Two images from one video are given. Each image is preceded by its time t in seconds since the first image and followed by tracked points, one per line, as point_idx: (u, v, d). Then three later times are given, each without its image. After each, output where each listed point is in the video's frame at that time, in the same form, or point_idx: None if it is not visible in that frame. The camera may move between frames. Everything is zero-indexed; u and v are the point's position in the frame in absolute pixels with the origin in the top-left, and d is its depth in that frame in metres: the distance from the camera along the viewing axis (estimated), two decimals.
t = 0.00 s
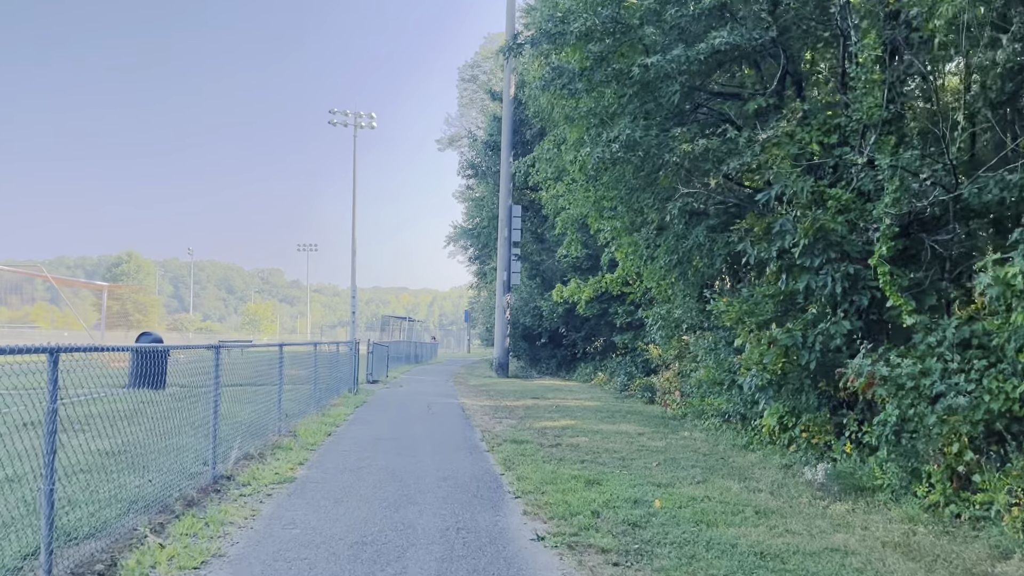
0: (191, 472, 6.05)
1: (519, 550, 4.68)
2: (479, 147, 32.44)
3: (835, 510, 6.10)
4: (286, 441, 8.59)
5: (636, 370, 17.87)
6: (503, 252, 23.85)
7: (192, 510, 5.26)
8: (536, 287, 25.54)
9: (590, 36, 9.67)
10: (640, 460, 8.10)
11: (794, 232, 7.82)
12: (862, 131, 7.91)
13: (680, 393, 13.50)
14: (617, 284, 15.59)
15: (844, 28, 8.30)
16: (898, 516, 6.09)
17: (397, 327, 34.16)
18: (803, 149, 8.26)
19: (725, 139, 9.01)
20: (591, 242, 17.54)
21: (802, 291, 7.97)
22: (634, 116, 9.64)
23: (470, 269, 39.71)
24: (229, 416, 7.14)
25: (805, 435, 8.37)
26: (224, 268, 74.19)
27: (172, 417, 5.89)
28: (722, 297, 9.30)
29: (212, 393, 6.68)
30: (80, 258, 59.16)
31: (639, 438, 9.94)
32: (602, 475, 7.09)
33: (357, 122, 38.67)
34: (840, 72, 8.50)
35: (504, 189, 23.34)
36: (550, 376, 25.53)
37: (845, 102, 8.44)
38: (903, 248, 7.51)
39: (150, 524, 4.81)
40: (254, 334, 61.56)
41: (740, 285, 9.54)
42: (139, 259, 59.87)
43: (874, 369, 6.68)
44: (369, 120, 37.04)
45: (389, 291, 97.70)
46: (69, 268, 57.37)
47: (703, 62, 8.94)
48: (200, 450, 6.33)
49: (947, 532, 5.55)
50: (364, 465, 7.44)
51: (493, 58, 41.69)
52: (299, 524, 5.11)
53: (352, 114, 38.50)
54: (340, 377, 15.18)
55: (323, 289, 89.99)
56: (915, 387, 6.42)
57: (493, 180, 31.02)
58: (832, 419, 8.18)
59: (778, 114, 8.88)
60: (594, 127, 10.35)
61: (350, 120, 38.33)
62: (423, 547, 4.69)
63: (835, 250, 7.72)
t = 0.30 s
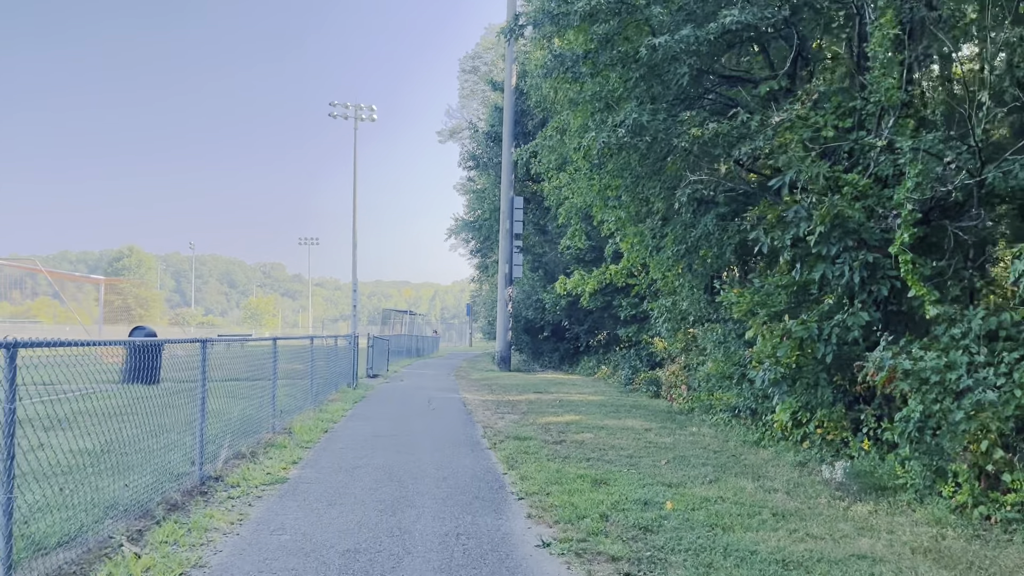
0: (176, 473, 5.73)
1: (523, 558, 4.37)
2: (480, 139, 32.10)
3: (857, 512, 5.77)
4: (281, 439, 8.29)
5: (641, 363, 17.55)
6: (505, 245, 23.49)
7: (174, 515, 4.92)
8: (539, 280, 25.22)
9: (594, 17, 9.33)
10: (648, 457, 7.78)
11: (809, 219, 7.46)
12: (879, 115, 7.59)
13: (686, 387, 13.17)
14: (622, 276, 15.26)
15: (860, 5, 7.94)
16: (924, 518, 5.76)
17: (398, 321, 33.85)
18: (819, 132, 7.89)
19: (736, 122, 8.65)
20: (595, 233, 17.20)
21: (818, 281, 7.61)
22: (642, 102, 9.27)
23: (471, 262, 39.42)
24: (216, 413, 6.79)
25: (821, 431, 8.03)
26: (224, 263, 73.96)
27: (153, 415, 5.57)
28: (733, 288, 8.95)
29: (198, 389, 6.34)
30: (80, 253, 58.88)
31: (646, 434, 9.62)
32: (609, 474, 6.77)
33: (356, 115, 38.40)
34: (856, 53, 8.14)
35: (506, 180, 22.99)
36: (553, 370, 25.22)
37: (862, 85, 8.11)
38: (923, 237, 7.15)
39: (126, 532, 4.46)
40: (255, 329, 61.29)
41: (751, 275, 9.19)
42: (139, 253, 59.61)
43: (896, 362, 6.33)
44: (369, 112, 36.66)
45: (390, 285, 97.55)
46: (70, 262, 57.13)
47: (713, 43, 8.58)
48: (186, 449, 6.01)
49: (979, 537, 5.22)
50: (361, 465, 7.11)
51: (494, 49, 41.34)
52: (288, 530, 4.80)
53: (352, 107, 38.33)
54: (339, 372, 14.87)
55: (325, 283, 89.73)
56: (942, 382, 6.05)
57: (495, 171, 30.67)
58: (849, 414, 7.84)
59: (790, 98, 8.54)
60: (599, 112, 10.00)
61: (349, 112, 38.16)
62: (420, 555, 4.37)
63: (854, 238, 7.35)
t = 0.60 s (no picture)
0: (162, 472, 5.42)
1: (532, 564, 4.07)
2: (481, 129, 31.73)
3: (884, 512, 5.46)
4: (277, 434, 7.99)
5: (646, 356, 17.24)
6: (507, 236, 23.15)
7: (159, 517, 4.62)
8: (541, 272, 24.90)
9: None
10: (659, 453, 7.47)
11: (827, 204, 7.13)
12: (899, 96, 7.26)
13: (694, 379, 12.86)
14: (627, 267, 14.93)
15: None
16: (954, 519, 5.44)
17: (399, 314, 33.56)
18: (836, 114, 7.56)
19: (749, 104, 8.33)
20: (599, 223, 16.88)
21: (836, 269, 7.29)
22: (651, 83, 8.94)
23: (472, 254, 39.09)
24: (207, 408, 6.49)
25: (839, 425, 7.71)
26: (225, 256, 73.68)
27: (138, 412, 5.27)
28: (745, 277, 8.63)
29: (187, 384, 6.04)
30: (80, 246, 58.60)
31: (655, 428, 9.31)
32: (619, 471, 6.46)
33: (355, 106, 38.04)
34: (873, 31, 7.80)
35: (508, 171, 22.65)
36: (556, 363, 24.93)
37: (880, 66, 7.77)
38: (948, 222, 6.83)
39: (103, 538, 4.13)
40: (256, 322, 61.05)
41: (764, 263, 8.87)
42: (140, 247, 59.32)
43: (922, 354, 6.01)
44: (369, 104, 36.27)
45: (392, 278, 97.28)
46: (70, 256, 56.85)
47: (725, 21, 8.26)
48: (174, 447, 5.71)
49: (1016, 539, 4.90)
50: (359, 462, 6.81)
51: (495, 39, 40.90)
52: (280, 534, 4.50)
53: (352, 98, 37.97)
54: (339, 365, 14.57)
55: (326, 277, 89.46)
56: (972, 374, 5.73)
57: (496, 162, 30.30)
58: (867, 407, 7.52)
59: (806, 79, 8.24)
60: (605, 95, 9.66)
61: (349, 103, 37.82)
62: (423, 561, 4.06)
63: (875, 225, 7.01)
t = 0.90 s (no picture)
0: (141, 474, 5.11)
1: None
2: (481, 118, 31.33)
3: (909, 514, 5.14)
4: (269, 431, 7.67)
5: (649, 347, 16.91)
6: (508, 225, 22.76)
7: (135, 525, 4.30)
8: (542, 262, 24.56)
9: None
10: (668, 450, 7.16)
11: (845, 189, 6.79)
12: (919, 76, 6.82)
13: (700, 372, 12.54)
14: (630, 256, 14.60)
15: None
16: (984, 522, 5.13)
17: (398, 305, 33.25)
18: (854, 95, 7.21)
19: (760, 86, 8.05)
20: (601, 212, 16.53)
21: (853, 257, 6.95)
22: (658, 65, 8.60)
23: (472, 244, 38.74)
24: (194, 405, 6.16)
25: (854, 421, 7.39)
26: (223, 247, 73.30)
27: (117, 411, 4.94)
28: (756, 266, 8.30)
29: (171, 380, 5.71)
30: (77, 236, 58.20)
31: (662, 423, 8.99)
32: (627, 470, 6.14)
33: (354, 94, 37.58)
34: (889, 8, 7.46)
35: (508, 159, 22.29)
36: (557, 354, 24.61)
37: (902, 45, 7.36)
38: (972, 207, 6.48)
39: (71, 551, 3.82)
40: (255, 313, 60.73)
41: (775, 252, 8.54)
42: (138, 237, 58.93)
43: (947, 346, 5.67)
44: (367, 92, 35.80)
45: (391, 269, 96.93)
46: (68, 246, 56.50)
47: None
48: (156, 447, 5.39)
49: None
50: (354, 460, 6.49)
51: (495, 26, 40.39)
52: (266, 542, 4.17)
53: (350, 87, 37.53)
54: (336, 357, 14.25)
55: (325, 267, 89.09)
56: (1001, 369, 5.40)
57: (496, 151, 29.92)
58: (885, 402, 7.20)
59: (821, 58, 7.89)
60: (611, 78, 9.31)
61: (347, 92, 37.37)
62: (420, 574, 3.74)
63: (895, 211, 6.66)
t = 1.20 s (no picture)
0: (114, 470, 4.76)
1: None
2: (478, 103, 30.90)
3: (934, 509, 4.82)
4: (256, 422, 7.34)
5: (650, 335, 16.59)
6: (505, 211, 22.30)
7: (103, 526, 3.96)
8: (540, 249, 24.21)
9: None
10: (674, 441, 6.83)
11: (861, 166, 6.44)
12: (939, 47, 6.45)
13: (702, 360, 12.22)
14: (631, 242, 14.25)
15: None
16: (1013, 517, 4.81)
17: (395, 293, 32.90)
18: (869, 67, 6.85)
19: (769, 60, 7.69)
20: (601, 197, 16.16)
21: (869, 238, 6.60)
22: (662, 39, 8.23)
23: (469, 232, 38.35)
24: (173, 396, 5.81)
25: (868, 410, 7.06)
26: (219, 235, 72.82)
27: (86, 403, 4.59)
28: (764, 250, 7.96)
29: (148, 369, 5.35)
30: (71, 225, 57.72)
31: (666, 413, 8.67)
32: (632, 463, 5.82)
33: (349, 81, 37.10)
34: None
35: (506, 144, 21.90)
36: (555, 342, 24.30)
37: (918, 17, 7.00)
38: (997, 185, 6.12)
39: (28, 555, 3.47)
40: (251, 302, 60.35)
41: (784, 234, 8.20)
42: (133, 226, 58.43)
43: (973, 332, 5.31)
44: (363, 78, 35.32)
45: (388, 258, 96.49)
46: (62, 235, 56.04)
47: None
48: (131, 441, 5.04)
49: None
50: (344, 453, 6.16)
51: (492, 11, 39.84)
52: (244, 545, 3.84)
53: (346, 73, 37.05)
54: (329, 346, 13.90)
55: (321, 256, 88.64)
56: None
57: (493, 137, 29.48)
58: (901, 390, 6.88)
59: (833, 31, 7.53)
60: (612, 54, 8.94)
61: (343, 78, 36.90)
62: None
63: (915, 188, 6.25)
